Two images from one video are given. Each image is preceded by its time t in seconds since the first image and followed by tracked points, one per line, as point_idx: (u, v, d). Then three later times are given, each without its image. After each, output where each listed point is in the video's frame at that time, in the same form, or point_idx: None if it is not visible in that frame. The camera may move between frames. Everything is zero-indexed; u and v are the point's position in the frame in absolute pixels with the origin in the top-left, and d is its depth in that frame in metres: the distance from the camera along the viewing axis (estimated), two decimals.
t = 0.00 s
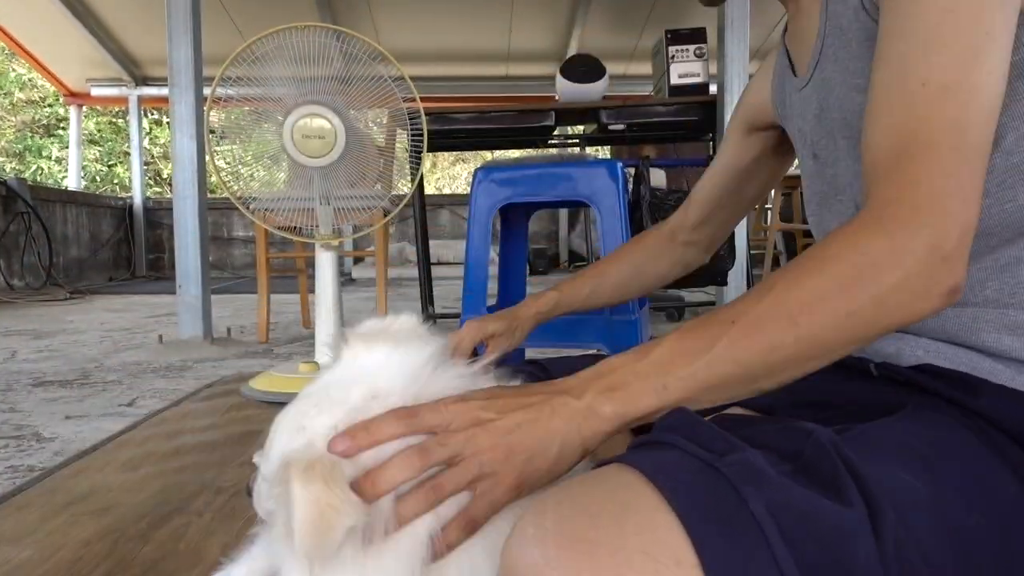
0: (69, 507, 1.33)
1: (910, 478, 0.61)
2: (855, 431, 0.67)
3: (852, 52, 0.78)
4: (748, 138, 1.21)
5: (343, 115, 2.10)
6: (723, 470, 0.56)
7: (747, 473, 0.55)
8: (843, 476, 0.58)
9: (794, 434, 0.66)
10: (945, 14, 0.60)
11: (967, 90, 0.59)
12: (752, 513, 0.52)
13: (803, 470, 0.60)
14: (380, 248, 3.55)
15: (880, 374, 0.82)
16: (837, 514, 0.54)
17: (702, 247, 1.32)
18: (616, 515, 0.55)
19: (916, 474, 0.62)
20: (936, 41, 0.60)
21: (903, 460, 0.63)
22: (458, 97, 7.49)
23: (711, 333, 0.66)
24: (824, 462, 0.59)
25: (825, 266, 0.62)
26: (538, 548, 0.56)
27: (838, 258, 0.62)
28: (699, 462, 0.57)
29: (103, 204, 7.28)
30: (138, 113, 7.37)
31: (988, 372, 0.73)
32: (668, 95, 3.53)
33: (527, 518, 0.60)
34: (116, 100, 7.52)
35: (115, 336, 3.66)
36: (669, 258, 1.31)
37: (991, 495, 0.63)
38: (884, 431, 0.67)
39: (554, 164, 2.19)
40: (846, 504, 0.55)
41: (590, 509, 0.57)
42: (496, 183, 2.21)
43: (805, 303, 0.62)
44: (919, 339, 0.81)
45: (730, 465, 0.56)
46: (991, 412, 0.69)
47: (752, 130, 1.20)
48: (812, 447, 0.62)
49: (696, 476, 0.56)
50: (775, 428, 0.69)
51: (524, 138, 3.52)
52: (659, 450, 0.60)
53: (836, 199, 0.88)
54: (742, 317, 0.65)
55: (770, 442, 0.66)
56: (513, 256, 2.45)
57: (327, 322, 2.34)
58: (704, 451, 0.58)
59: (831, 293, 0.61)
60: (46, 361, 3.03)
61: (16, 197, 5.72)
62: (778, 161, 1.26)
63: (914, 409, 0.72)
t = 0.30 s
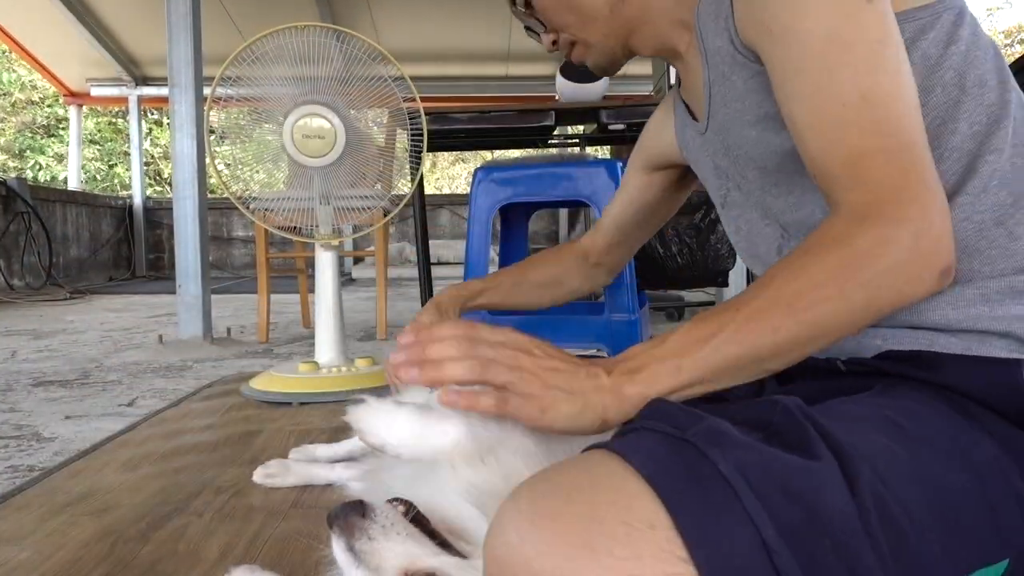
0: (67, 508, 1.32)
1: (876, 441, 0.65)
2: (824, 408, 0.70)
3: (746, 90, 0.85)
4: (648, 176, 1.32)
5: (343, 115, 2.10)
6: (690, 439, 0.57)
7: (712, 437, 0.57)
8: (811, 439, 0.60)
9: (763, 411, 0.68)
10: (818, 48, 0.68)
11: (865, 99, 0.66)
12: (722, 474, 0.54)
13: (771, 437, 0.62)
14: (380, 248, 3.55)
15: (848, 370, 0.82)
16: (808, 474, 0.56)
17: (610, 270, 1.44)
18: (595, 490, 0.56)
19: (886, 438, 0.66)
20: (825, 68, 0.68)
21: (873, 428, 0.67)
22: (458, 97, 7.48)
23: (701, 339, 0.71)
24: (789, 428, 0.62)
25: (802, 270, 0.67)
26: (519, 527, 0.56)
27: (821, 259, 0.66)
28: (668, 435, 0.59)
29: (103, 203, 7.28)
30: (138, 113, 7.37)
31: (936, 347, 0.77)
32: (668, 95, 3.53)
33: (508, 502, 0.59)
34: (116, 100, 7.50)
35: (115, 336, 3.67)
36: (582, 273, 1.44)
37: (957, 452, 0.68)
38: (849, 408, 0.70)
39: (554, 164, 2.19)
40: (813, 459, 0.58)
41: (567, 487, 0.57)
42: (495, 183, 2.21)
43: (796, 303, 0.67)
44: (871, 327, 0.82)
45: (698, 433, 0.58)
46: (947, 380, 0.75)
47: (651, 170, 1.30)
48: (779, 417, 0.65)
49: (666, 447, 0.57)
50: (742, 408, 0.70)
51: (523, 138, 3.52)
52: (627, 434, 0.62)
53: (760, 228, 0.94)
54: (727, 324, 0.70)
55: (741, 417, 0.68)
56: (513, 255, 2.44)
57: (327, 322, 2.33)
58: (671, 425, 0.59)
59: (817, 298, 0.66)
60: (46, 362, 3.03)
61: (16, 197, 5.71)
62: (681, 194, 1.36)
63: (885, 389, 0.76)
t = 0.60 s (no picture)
0: (67, 508, 1.32)
1: (879, 459, 0.62)
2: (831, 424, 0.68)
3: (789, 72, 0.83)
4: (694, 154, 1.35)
5: (343, 115, 2.10)
6: (691, 452, 0.57)
7: (713, 452, 0.56)
8: (815, 457, 0.59)
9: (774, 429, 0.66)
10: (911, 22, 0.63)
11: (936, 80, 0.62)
12: (722, 491, 0.53)
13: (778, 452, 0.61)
14: (380, 248, 3.55)
15: (852, 374, 0.83)
16: (808, 491, 0.55)
17: (677, 268, 1.43)
18: (589, 500, 0.57)
19: (888, 453, 0.63)
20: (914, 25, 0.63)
21: (876, 444, 0.64)
22: (458, 96, 7.48)
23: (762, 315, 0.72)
24: (795, 443, 0.61)
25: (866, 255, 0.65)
26: (516, 535, 0.58)
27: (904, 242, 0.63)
28: (669, 446, 0.58)
29: (102, 204, 7.27)
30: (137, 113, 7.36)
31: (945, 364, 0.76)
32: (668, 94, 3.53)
33: (508, 510, 0.61)
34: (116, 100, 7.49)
35: (115, 336, 3.66)
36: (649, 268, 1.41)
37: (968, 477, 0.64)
38: (855, 418, 0.68)
39: (553, 164, 2.19)
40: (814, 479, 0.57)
41: (563, 500, 0.59)
42: (495, 182, 2.20)
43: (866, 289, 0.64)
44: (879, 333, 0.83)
45: (699, 446, 0.57)
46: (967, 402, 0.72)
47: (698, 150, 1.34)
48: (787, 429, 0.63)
49: (666, 459, 0.57)
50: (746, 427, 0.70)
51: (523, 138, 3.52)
52: (629, 441, 0.61)
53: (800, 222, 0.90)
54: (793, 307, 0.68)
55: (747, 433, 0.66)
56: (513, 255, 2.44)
57: (326, 322, 2.32)
58: (673, 435, 0.59)
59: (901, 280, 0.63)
60: (45, 361, 3.03)
61: (15, 197, 5.70)
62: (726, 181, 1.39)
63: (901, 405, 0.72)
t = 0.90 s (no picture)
0: (67, 508, 1.32)
1: (927, 523, 0.57)
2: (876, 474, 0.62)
3: (849, 72, 0.83)
4: (736, 93, 1.24)
5: (343, 115, 2.10)
6: (739, 508, 0.51)
7: (767, 513, 0.51)
8: (863, 520, 0.54)
9: (813, 462, 0.60)
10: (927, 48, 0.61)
11: (1010, 122, 0.59)
12: (770, 559, 0.49)
13: (826, 504, 0.56)
14: (380, 248, 3.55)
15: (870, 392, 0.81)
16: (859, 567, 0.50)
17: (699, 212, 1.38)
18: (623, 544, 0.52)
19: (936, 518, 0.58)
20: None
21: (920, 502, 0.59)
22: (458, 96, 7.49)
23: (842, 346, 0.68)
24: (844, 500, 0.55)
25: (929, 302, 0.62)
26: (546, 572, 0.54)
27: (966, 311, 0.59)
28: (715, 496, 0.53)
29: (102, 203, 7.28)
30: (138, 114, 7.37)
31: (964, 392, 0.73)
32: (669, 95, 3.53)
33: (538, 543, 0.57)
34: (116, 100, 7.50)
35: (115, 336, 3.66)
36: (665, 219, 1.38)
37: (1006, 537, 0.59)
38: (899, 468, 0.63)
39: (553, 164, 2.18)
40: (863, 547, 0.52)
41: (596, 539, 0.54)
42: (495, 182, 2.20)
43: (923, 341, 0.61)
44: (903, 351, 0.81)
45: (749, 504, 0.52)
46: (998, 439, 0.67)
47: (750, 88, 1.22)
48: (834, 482, 0.57)
49: (713, 514, 0.51)
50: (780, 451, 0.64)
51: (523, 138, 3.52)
52: (671, 479, 0.55)
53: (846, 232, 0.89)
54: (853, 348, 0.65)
55: (789, 466, 0.61)
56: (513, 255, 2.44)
57: (326, 322, 2.32)
58: (721, 485, 0.53)
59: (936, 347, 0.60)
60: (45, 361, 3.03)
61: (15, 196, 5.71)
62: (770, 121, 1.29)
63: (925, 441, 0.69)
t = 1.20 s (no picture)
0: (67, 508, 1.32)
1: (925, 509, 0.57)
2: (875, 461, 0.63)
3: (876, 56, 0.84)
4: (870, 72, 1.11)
5: (342, 114, 2.09)
6: (747, 489, 0.51)
7: (772, 493, 0.51)
8: (866, 503, 0.54)
9: (813, 452, 0.61)
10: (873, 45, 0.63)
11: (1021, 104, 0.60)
12: (776, 539, 0.48)
13: (830, 491, 0.56)
14: (380, 248, 3.55)
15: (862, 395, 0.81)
16: (862, 553, 0.50)
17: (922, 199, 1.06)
18: (630, 523, 0.51)
19: (934, 505, 0.58)
20: None
21: (919, 491, 0.59)
22: (459, 96, 7.49)
23: (835, 379, 0.70)
24: (849, 488, 0.56)
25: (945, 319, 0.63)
26: (556, 555, 0.52)
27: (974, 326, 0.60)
28: (722, 477, 0.52)
29: (102, 204, 7.28)
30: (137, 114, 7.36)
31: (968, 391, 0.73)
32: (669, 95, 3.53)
33: (543, 524, 0.55)
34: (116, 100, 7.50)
35: (115, 336, 3.66)
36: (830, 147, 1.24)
37: (1000, 528, 0.60)
38: (899, 459, 0.64)
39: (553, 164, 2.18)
40: (866, 531, 0.52)
41: (604, 518, 0.53)
42: (495, 182, 2.19)
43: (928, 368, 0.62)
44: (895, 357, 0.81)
45: (756, 485, 0.51)
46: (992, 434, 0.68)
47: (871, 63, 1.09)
48: (838, 469, 0.58)
49: (720, 495, 0.51)
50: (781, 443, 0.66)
51: (523, 138, 3.52)
52: (678, 462, 0.55)
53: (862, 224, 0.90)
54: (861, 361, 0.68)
55: (795, 457, 0.61)
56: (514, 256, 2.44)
57: (326, 322, 2.32)
58: (729, 467, 0.53)
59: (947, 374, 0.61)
60: (45, 361, 3.03)
61: (15, 197, 5.70)
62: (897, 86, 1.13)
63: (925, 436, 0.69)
